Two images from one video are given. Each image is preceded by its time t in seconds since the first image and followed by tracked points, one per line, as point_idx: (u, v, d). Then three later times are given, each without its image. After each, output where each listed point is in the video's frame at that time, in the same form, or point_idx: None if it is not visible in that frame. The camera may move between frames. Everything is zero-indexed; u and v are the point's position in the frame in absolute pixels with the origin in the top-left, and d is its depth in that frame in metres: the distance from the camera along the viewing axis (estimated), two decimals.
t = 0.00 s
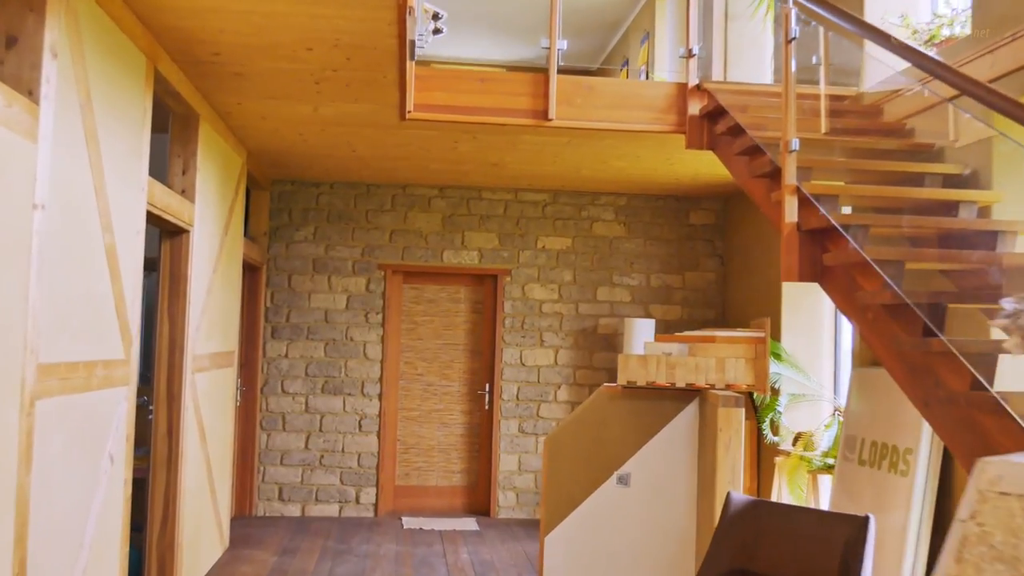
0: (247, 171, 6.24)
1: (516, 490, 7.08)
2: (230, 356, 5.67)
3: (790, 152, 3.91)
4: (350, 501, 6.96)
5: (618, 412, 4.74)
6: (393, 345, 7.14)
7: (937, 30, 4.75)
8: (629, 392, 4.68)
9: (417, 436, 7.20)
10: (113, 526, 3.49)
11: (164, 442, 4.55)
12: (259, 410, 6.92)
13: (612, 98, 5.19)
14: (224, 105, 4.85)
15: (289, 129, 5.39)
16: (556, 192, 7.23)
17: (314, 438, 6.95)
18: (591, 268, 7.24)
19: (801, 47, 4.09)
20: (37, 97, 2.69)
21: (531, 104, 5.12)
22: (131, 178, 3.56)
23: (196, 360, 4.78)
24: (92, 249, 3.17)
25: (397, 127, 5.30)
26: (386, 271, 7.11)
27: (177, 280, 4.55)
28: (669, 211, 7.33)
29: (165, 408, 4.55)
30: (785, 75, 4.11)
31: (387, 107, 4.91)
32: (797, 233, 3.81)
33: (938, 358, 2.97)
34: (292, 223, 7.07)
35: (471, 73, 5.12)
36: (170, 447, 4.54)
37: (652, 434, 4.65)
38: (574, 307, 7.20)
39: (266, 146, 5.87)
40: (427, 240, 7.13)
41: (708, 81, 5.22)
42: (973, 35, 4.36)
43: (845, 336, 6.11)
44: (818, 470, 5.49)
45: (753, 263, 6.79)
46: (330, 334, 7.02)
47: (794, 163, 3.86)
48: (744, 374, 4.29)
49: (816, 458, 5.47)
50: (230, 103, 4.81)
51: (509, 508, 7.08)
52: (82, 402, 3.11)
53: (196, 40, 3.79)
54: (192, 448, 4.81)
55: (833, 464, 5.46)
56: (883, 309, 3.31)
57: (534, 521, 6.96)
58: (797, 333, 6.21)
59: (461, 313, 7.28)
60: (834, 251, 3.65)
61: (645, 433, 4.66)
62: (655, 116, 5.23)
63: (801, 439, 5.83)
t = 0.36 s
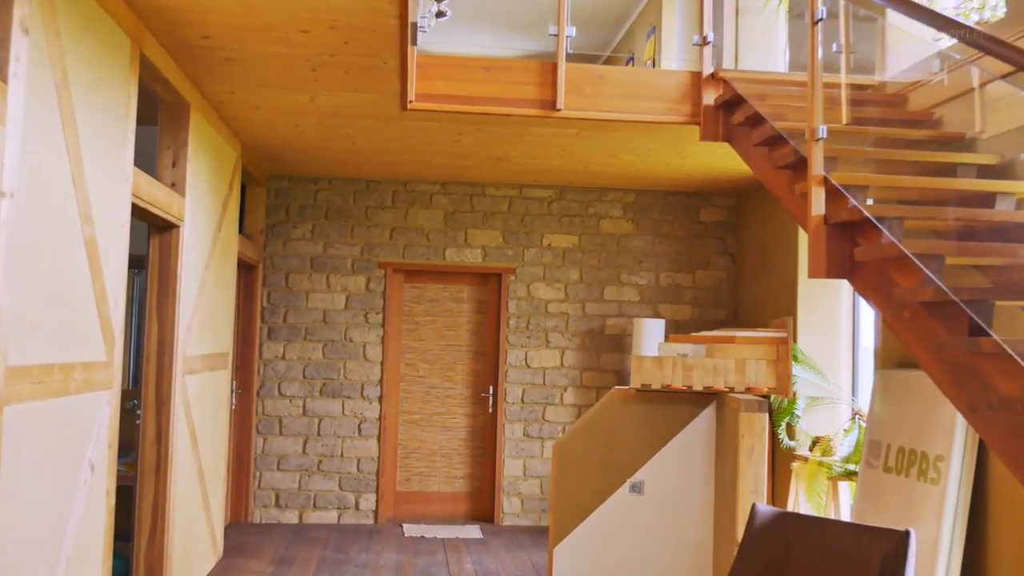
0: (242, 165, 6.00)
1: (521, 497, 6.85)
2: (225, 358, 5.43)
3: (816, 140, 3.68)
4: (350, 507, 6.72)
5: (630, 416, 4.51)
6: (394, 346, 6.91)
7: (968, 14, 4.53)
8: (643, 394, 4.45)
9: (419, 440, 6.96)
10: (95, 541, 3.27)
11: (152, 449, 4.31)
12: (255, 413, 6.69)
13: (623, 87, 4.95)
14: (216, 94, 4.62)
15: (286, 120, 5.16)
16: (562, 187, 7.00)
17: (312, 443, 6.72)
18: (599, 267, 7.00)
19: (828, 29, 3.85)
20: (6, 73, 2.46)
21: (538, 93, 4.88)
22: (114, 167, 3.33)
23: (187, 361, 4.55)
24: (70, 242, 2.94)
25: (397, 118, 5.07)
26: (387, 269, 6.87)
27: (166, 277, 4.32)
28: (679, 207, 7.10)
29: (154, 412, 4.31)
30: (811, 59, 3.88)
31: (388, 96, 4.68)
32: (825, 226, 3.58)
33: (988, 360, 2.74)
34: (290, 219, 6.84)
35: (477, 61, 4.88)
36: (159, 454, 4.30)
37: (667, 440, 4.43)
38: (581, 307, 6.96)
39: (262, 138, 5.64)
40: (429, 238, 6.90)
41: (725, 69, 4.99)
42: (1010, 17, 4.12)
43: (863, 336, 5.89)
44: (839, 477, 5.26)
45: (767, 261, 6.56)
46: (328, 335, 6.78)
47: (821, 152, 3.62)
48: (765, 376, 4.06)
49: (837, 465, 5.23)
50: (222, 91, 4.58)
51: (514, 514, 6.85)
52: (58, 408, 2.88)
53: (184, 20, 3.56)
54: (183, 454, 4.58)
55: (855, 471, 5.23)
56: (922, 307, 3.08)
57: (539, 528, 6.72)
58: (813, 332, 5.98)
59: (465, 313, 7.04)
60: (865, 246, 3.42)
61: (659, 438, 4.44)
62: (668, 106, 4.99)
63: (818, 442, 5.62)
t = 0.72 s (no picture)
0: (234, 159, 5.76)
1: (525, 503, 6.60)
2: (216, 360, 5.19)
3: (844, 128, 3.42)
4: (348, 514, 6.48)
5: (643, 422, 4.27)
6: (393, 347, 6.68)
7: None
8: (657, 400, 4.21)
9: (420, 445, 6.72)
10: (68, 560, 3.02)
11: (135, 458, 4.05)
12: (250, 417, 6.45)
13: (634, 75, 4.71)
14: (204, 82, 4.38)
15: (280, 110, 4.92)
16: (567, 182, 6.76)
17: (309, 447, 6.48)
18: (606, 265, 6.76)
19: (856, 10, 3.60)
20: None
21: (544, 81, 4.64)
22: (88, 157, 3.09)
23: (174, 364, 4.31)
24: (37, 236, 2.70)
25: (396, 108, 4.83)
26: (386, 267, 6.63)
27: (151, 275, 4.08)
28: (688, 203, 6.85)
29: (138, 419, 4.06)
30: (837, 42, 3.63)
31: (386, 85, 4.44)
32: (854, 220, 3.34)
33: None
34: (285, 216, 6.60)
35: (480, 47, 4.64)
36: (143, 462, 4.04)
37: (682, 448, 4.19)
38: (587, 306, 6.72)
39: (255, 131, 5.41)
40: (430, 234, 6.66)
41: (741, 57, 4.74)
42: None
43: (882, 336, 5.64)
44: (858, 485, 4.96)
45: (782, 259, 6.32)
46: (325, 336, 6.54)
47: (849, 141, 3.37)
48: (786, 381, 3.81)
49: (856, 472, 4.94)
50: (211, 79, 4.34)
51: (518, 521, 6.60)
52: (24, 416, 2.64)
53: None
54: (170, 462, 4.33)
55: (875, 478, 4.93)
56: (964, 306, 2.84)
57: (544, 536, 6.48)
58: (828, 332, 5.76)
59: (467, 312, 6.80)
60: (898, 241, 3.19)
61: (672, 445, 4.21)
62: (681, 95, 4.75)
63: (837, 447, 5.34)
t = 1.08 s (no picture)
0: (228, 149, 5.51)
1: (530, 508, 6.36)
2: (208, 360, 4.95)
3: (879, 109, 3.17)
4: (346, 519, 6.23)
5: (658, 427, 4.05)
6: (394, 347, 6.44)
7: None
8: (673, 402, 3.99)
9: (421, 448, 6.48)
10: None
11: (118, 464, 3.79)
12: (244, 420, 6.21)
13: (648, 59, 4.46)
14: (193, 65, 4.14)
15: (275, 96, 4.67)
16: (574, 176, 6.52)
17: (306, 451, 6.23)
18: (614, 261, 6.52)
19: None
20: None
21: (552, 65, 4.39)
22: (61, 137, 2.85)
23: (161, 364, 4.06)
24: None
25: (396, 94, 4.59)
26: (386, 264, 6.39)
27: (136, 269, 3.84)
28: (699, 198, 6.61)
29: (122, 422, 3.82)
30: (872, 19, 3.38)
31: (385, 68, 4.20)
32: (889, 209, 3.09)
33: None
34: (282, 210, 6.37)
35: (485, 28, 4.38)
36: (127, 468, 3.79)
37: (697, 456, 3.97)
38: (595, 305, 6.48)
39: (249, 120, 5.17)
40: (431, 229, 6.42)
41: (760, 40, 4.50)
42: None
43: (903, 336, 5.39)
44: (882, 491, 4.74)
45: (797, 256, 6.07)
46: (322, 335, 6.30)
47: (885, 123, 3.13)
48: (812, 384, 3.57)
49: (879, 477, 4.72)
50: (201, 61, 4.10)
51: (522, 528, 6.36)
52: None
53: None
54: (157, 467, 4.09)
55: (900, 484, 4.72)
56: (1015, 301, 2.60)
57: (550, 544, 6.24)
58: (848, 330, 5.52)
59: (470, 311, 6.56)
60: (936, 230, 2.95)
61: (690, 451, 3.98)
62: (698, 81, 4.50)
63: (858, 450, 5.10)
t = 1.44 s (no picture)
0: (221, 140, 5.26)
1: (536, 514, 6.12)
2: (199, 360, 4.70)
3: (923, 90, 2.92)
4: (345, 526, 5.99)
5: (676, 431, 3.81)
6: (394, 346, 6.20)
7: None
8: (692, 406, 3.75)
9: (423, 452, 6.24)
10: None
11: (102, 473, 3.56)
12: (239, 422, 5.96)
13: (664, 42, 4.20)
14: (182, 47, 3.89)
15: (270, 82, 4.43)
16: (582, 169, 6.28)
17: (302, 455, 5.99)
18: (623, 257, 6.28)
19: None
20: None
21: (563, 48, 4.12)
22: (33, 118, 2.59)
23: (148, 365, 3.82)
24: None
25: (398, 80, 4.34)
26: (386, 260, 6.14)
27: (121, 266, 3.59)
28: (711, 191, 6.38)
29: (106, 428, 3.57)
30: None
31: (386, 51, 3.95)
32: (934, 196, 2.87)
33: None
34: (278, 204, 6.12)
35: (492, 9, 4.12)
36: (112, 477, 3.55)
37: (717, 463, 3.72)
38: (603, 302, 6.24)
39: (242, 108, 4.92)
40: (433, 224, 6.18)
41: (782, 22, 4.25)
42: None
43: (928, 335, 5.15)
44: (911, 498, 4.54)
45: (815, 251, 5.84)
46: (320, 334, 6.05)
47: (930, 104, 2.89)
48: (846, 386, 3.35)
49: (908, 485, 4.53)
50: (190, 43, 3.85)
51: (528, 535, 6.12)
52: None
53: None
54: (145, 474, 3.84)
55: (930, 491, 4.49)
56: None
57: (557, 551, 6.00)
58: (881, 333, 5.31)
59: (473, 309, 6.32)
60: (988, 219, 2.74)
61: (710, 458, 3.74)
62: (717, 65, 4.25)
63: (882, 456, 4.87)
